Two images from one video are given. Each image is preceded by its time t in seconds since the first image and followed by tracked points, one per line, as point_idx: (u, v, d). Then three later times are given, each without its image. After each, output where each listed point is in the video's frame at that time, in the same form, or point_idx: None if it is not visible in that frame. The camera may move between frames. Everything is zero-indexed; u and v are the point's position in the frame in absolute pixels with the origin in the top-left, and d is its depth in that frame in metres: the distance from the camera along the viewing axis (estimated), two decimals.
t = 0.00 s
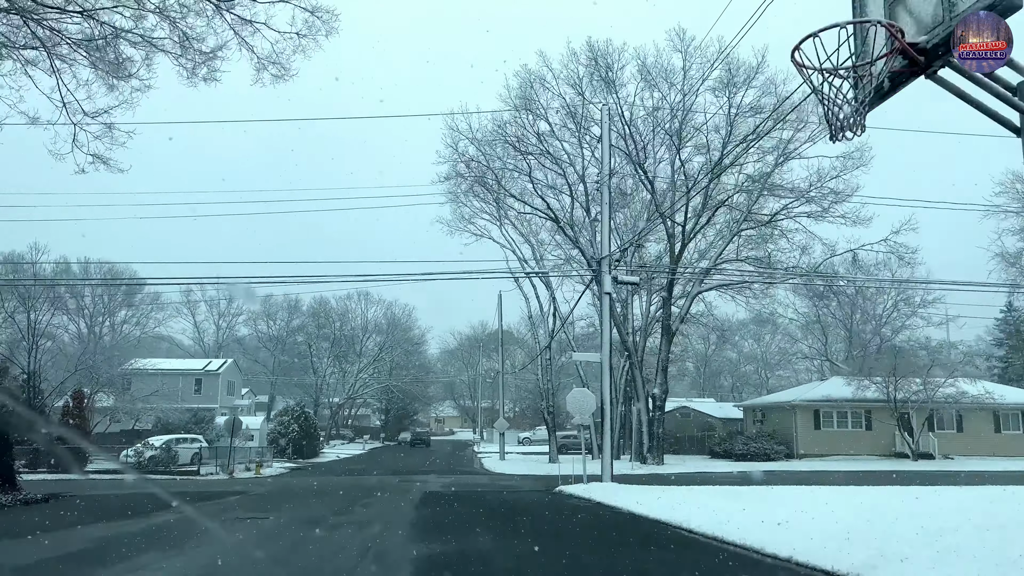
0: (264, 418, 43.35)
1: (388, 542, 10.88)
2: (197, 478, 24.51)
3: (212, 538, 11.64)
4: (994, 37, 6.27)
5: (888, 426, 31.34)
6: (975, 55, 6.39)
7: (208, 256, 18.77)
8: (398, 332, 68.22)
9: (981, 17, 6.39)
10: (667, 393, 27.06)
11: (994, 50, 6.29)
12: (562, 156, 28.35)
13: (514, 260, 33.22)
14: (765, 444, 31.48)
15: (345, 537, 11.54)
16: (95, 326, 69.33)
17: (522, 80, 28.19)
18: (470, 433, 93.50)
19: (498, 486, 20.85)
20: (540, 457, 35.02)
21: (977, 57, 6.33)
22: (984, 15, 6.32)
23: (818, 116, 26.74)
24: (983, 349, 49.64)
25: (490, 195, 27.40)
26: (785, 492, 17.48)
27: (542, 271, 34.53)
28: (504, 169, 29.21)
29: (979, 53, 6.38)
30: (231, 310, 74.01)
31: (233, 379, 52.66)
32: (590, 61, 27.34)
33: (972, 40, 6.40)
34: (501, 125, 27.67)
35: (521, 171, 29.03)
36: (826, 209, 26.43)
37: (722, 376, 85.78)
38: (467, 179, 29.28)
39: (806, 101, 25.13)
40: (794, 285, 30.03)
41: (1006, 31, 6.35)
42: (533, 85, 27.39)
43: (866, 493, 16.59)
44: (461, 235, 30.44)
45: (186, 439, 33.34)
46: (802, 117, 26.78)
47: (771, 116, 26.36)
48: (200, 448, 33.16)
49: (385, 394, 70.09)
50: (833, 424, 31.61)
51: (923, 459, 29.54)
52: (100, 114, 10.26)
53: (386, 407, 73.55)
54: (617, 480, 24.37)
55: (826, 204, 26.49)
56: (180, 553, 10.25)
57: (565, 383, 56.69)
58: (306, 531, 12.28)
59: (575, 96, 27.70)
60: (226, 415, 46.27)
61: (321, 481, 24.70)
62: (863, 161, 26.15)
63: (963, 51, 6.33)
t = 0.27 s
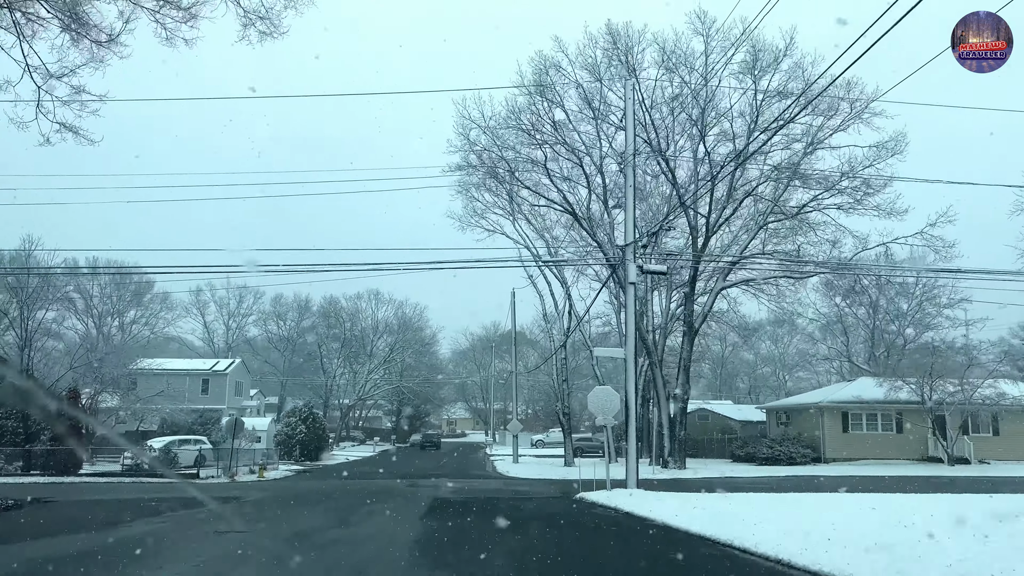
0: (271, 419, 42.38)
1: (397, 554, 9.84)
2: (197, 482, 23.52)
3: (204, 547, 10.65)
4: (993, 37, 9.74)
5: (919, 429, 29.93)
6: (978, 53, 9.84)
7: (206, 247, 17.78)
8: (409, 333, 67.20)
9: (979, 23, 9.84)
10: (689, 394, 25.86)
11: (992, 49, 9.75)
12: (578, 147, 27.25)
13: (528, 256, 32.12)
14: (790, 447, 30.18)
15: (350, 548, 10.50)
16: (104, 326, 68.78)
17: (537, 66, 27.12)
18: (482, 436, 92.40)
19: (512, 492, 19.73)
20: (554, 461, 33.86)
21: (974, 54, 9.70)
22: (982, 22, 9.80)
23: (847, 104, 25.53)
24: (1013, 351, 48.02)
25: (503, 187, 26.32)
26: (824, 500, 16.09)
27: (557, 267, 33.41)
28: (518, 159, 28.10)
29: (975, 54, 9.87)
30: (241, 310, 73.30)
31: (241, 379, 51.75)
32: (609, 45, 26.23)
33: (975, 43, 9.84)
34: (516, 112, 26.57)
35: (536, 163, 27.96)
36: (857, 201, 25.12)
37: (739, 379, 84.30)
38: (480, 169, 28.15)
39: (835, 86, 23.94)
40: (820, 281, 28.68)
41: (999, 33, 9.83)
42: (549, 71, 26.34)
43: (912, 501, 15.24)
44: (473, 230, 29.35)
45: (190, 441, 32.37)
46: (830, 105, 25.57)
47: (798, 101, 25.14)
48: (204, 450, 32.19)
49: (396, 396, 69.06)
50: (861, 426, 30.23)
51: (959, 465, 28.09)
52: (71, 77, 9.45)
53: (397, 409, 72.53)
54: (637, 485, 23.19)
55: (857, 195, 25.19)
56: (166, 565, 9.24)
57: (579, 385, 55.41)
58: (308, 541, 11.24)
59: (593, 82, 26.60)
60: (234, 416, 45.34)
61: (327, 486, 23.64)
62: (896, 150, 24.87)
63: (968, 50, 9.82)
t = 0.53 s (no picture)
0: (279, 421, 41.35)
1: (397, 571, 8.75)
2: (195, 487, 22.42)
3: (185, 560, 9.55)
4: (990, 38, 11.13)
5: (954, 434, 28.49)
6: (978, 54, 11.31)
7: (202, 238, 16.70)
8: (420, 334, 66.12)
9: (980, 24, 11.21)
10: (712, 395, 24.50)
11: (991, 50, 11.18)
12: (594, 136, 25.98)
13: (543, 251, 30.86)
14: (817, 452, 28.79)
15: (347, 564, 9.37)
16: (112, 326, 68.09)
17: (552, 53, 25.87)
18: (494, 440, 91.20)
19: (527, 499, 18.51)
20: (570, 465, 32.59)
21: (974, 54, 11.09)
22: (982, 24, 11.16)
23: (881, 90, 24.10)
24: None
25: (515, 178, 25.07)
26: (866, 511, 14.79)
27: (573, 264, 32.12)
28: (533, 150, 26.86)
29: (974, 55, 11.35)
30: (251, 311, 72.51)
31: (249, 381, 50.78)
32: (628, 30, 24.95)
33: (975, 43, 11.22)
34: (530, 100, 25.33)
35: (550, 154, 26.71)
36: (892, 193, 23.67)
37: (756, 383, 82.72)
38: (492, 161, 26.94)
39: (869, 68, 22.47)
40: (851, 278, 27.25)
41: (997, 35, 11.21)
42: (564, 56, 25.09)
43: (964, 513, 13.94)
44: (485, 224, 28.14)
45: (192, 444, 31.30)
46: (864, 92, 24.11)
47: (828, 87, 23.74)
48: (207, 453, 31.13)
49: (407, 398, 67.95)
50: (892, 431, 28.82)
51: (997, 471, 26.65)
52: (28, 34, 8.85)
53: (408, 411, 71.42)
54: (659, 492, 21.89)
55: (891, 186, 23.76)
56: None
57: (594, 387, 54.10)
58: (303, 553, 10.12)
59: (611, 68, 25.32)
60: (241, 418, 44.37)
61: (332, 492, 22.50)
62: (933, 138, 23.45)
63: (966, 52, 11.21)
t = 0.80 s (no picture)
0: (287, 425, 40.20)
1: None
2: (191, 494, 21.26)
3: None
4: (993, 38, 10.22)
5: (995, 440, 26.89)
6: (977, 53, 10.35)
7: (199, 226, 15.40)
8: (433, 336, 64.91)
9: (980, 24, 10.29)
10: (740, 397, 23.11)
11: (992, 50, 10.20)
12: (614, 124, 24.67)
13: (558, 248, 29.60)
14: (849, 458, 27.26)
15: None
16: (122, 328, 67.36)
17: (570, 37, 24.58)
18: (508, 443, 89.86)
19: (543, 511, 17.19)
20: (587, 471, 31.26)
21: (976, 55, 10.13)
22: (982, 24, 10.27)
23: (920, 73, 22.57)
24: None
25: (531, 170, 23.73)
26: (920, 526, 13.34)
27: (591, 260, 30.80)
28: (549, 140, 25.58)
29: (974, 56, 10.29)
30: (262, 313, 71.62)
31: (258, 383, 49.75)
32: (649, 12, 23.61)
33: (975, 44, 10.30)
34: (546, 87, 24.05)
35: (568, 143, 25.48)
36: (933, 183, 22.16)
37: (777, 386, 80.89)
38: (507, 152, 25.69)
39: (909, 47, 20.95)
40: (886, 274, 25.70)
41: (998, 34, 10.31)
42: (582, 40, 23.79)
43: None
44: (499, 219, 26.88)
45: (196, 447, 30.25)
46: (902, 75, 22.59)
47: (864, 70, 22.24)
48: (212, 457, 30.05)
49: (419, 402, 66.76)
50: (929, 436, 27.26)
51: None
52: None
53: (420, 414, 70.22)
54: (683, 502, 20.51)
55: (932, 176, 22.25)
56: None
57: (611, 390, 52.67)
58: None
59: (631, 52, 23.99)
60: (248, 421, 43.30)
61: (337, 500, 21.29)
62: (978, 123, 21.91)
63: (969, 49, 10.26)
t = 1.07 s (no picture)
0: (293, 428, 39.27)
1: None
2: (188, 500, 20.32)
3: None
4: (993, 38, 13.32)
5: None
6: (980, 52, 13.47)
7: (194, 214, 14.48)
8: (443, 338, 64.00)
9: (981, 25, 13.47)
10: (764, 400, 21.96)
11: (992, 49, 13.39)
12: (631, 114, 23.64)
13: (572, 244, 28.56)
14: (877, 464, 26.04)
15: None
16: (130, 330, 66.80)
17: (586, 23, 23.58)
18: (519, 448, 88.75)
19: (557, 520, 16.13)
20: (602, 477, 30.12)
21: (976, 53, 13.35)
22: (982, 26, 13.45)
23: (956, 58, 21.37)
24: None
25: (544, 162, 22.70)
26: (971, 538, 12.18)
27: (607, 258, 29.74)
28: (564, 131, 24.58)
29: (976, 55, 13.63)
30: (271, 315, 70.93)
31: (266, 385, 48.92)
32: None
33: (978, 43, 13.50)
34: (561, 75, 23.08)
35: (583, 135, 24.45)
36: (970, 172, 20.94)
37: (793, 391, 79.51)
38: (520, 143, 24.73)
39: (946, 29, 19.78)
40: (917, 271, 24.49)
41: (997, 36, 13.35)
42: (599, 25, 22.79)
43: None
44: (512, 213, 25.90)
45: (198, 450, 29.29)
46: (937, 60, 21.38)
47: (897, 55, 21.04)
48: (214, 461, 29.14)
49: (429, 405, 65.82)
50: (961, 442, 26.04)
51: None
52: None
53: (431, 417, 69.26)
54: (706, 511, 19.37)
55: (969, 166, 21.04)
56: None
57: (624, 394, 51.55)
58: None
59: (650, 38, 22.95)
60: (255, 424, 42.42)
61: (340, 507, 20.28)
62: (1017, 111, 20.71)
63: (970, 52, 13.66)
